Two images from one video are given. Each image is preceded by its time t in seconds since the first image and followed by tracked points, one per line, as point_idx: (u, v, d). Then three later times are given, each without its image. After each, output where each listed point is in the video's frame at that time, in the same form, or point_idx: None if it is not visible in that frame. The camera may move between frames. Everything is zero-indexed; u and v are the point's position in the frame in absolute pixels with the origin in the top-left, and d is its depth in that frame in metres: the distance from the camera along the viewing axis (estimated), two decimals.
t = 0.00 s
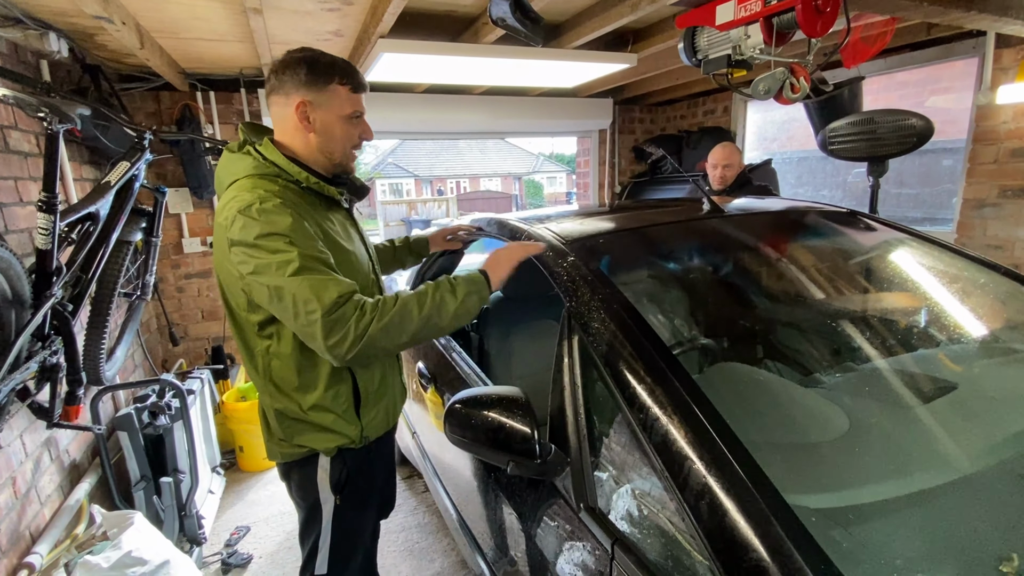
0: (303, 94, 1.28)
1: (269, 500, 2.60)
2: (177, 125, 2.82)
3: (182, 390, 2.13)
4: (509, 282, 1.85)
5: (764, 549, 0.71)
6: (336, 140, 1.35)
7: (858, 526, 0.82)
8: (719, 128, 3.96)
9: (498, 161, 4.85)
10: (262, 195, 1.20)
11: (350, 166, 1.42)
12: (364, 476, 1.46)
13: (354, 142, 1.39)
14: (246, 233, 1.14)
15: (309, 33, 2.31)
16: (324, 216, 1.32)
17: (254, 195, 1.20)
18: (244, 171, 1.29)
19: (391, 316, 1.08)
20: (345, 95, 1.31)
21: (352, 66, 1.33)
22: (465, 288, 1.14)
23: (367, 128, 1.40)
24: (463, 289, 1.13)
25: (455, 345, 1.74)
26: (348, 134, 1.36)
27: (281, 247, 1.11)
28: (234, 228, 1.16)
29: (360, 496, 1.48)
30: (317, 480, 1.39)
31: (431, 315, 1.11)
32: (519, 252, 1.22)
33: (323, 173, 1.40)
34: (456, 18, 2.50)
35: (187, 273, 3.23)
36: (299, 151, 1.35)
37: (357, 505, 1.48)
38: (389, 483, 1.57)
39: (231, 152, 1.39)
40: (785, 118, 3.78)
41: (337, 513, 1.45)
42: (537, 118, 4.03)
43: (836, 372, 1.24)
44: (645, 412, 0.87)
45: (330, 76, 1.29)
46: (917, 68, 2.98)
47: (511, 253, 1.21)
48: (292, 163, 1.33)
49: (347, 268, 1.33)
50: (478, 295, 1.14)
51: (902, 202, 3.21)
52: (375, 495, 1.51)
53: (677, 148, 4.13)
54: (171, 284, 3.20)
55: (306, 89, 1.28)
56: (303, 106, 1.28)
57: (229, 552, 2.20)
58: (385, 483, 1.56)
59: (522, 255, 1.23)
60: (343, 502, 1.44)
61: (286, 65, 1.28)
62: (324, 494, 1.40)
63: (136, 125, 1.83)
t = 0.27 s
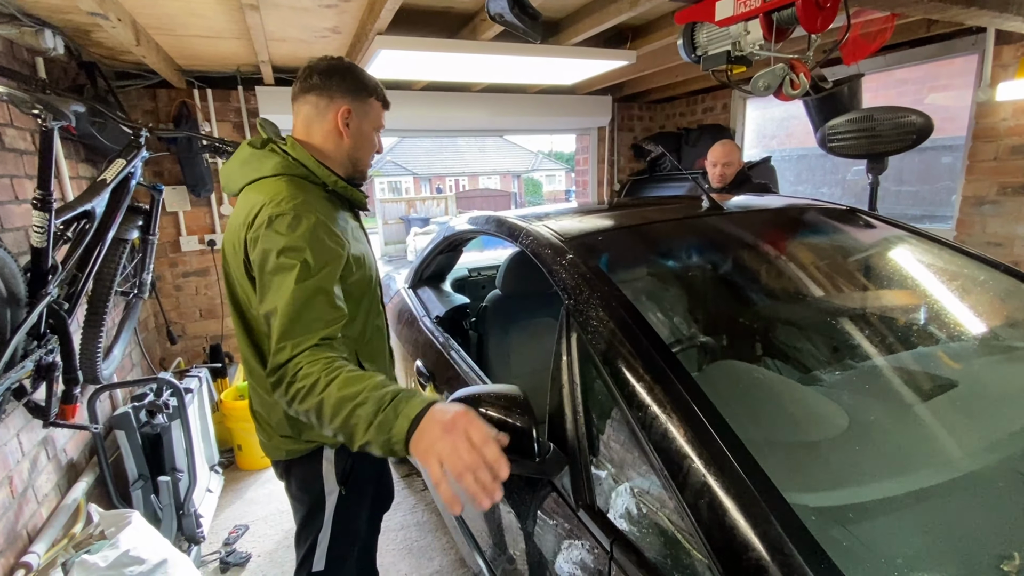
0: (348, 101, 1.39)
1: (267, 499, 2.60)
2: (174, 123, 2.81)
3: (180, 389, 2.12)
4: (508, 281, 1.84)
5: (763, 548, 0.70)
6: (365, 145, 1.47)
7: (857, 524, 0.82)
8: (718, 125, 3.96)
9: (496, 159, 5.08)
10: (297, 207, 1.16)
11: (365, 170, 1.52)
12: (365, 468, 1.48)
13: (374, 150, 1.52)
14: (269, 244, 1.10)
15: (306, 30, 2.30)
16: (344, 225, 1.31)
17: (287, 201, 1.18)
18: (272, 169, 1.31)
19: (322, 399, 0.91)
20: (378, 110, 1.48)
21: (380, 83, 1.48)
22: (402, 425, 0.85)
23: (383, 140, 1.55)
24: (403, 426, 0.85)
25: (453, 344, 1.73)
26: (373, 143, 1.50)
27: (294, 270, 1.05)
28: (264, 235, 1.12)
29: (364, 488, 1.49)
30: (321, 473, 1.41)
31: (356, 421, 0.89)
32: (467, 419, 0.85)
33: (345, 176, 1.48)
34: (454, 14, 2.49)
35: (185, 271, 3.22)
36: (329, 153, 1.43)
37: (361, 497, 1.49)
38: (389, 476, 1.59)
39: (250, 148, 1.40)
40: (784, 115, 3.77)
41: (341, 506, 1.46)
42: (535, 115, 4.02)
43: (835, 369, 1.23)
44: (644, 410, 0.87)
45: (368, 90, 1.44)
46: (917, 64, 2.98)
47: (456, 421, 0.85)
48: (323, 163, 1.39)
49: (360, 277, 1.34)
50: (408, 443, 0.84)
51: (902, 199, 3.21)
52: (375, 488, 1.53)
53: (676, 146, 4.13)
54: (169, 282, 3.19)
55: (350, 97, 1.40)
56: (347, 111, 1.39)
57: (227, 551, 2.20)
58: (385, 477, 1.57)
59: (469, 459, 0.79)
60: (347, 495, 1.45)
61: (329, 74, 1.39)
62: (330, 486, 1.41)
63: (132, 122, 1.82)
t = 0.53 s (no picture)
0: (356, 108, 1.39)
1: (266, 498, 2.60)
2: (172, 121, 2.80)
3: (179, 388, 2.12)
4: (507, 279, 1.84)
5: (762, 547, 0.70)
6: (367, 150, 1.47)
7: (856, 523, 0.82)
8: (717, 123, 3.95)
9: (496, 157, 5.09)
10: (297, 215, 1.17)
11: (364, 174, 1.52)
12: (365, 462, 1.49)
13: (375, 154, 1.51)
14: (268, 255, 1.12)
15: (304, 28, 2.29)
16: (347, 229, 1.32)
17: (292, 207, 1.18)
18: (277, 173, 1.30)
19: (298, 429, 1.09)
20: (383, 116, 1.48)
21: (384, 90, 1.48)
22: (359, 489, 1.11)
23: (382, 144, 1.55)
24: (359, 494, 1.11)
25: (453, 342, 1.73)
26: (376, 148, 1.51)
27: (288, 292, 1.11)
28: (265, 243, 1.13)
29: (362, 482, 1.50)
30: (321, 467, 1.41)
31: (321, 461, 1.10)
32: (398, 520, 1.16)
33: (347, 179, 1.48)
34: (453, 12, 2.48)
35: (183, 270, 3.22)
36: (334, 156, 1.42)
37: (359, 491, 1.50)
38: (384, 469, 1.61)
39: (255, 150, 1.38)
40: (783, 113, 3.76)
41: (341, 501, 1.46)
42: (534, 113, 4.01)
43: (834, 367, 1.23)
44: (642, 409, 0.86)
45: (374, 97, 1.43)
46: (916, 62, 2.97)
47: (395, 519, 1.15)
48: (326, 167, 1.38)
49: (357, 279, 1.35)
50: (355, 507, 1.12)
51: (901, 197, 3.20)
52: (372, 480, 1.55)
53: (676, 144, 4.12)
54: (167, 281, 3.19)
55: (358, 104, 1.39)
56: (352, 117, 1.39)
57: (227, 550, 2.20)
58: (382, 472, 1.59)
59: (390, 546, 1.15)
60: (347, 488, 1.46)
61: (339, 79, 1.38)
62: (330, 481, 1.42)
63: (130, 120, 1.81)
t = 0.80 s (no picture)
0: (350, 118, 1.38)
1: (266, 498, 2.60)
2: (172, 121, 2.80)
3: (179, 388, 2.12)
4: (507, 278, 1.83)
5: (761, 547, 0.70)
6: (361, 160, 1.46)
7: (857, 522, 0.81)
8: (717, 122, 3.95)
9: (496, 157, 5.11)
10: (279, 210, 1.22)
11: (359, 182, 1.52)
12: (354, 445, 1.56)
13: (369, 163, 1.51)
14: (249, 245, 1.19)
15: (303, 27, 2.29)
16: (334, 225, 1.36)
17: (274, 200, 1.24)
18: (271, 173, 1.32)
19: (269, 406, 1.18)
20: (378, 126, 1.47)
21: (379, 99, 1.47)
22: (325, 463, 1.21)
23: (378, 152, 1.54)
24: (323, 470, 1.22)
25: (452, 342, 1.73)
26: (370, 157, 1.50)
27: (265, 280, 1.17)
28: (248, 234, 1.20)
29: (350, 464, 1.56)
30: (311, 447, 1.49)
31: (292, 436, 1.19)
32: (363, 484, 1.29)
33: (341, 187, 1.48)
34: (453, 11, 2.48)
35: (183, 270, 3.22)
36: (327, 164, 1.42)
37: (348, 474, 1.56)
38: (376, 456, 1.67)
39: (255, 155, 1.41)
40: (783, 112, 3.76)
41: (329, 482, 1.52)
42: (534, 113, 4.01)
43: (834, 366, 1.23)
44: (642, 409, 0.86)
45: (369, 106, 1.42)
46: (917, 61, 2.97)
47: (357, 487, 1.28)
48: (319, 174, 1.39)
49: (343, 272, 1.39)
50: (321, 477, 1.23)
51: (901, 196, 3.20)
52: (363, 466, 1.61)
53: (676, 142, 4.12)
54: (167, 281, 3.19)
55: (351, 115, 1.38)
56: (345, 128, 1.38)
57: (227, 550, 2.20)
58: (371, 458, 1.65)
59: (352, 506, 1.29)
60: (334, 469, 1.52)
61: (334, 90, 1.38)
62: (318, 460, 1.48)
63: (129, 119, 1.81)
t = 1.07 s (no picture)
0: (346, 132, 1.49)
1: (266, 497, 2.60)
2: (171, 120, 2.80)
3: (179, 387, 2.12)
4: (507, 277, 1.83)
5: (761, 545, 0.70)
6: (362, 170, 1.56)
7: (857, 521, 0.81)
8: (717, 121, 3.95)
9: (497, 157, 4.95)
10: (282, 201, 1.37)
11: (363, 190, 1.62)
12: (340, 422, 1.66)
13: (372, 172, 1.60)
14: (249, 229, 1.33)
15: (302, 27, 2.29)
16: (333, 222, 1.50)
17: (277, 195, 1.39)
18: (281, 174, 1.48)
19: (238, 365, 1.24)
20: (378, 139, 1.54)
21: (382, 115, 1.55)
22: (279, 423, 1.25)
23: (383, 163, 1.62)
24: (269, 430, 1.24)
25: (452, 341, 1.73)
26: (371, 167, 1.58)
27: (255, 254, 1.29)
28: (249, 220, 1.35)
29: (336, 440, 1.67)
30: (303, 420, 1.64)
31: (253, 395, 1.24)
32: (308, 451, 1.29)
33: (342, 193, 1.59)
34: (452, 10, 2.48)
35: (184, 270, 3.22)
36: (330, 173, 1.55)
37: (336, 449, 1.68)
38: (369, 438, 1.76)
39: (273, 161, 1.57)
40: (783, 111, 3.76)
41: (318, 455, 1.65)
42: (534, 112, 4.01)
43: (833, 365, 1.23)
44: (642, 407, 0.86)
45: (367, 121, 1.51)
46: (917, 59, 2.97)
47: (299, 451, 1.27)
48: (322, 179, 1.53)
49: (336, 264, 1.50)
50: (274, 437, 1.25)
51: (901, 195, 3.20)
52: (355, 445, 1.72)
53: (676, 141, 4.11)
54: (167, 280, 3.19)
55: (347, 127, 1.49)
56: (341, 140, 1.49)
57: (228, 549, 2.20)
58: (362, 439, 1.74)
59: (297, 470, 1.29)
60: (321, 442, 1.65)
61: (337, 107, 1.50)
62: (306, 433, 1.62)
63: (129, 119, 1.80)
